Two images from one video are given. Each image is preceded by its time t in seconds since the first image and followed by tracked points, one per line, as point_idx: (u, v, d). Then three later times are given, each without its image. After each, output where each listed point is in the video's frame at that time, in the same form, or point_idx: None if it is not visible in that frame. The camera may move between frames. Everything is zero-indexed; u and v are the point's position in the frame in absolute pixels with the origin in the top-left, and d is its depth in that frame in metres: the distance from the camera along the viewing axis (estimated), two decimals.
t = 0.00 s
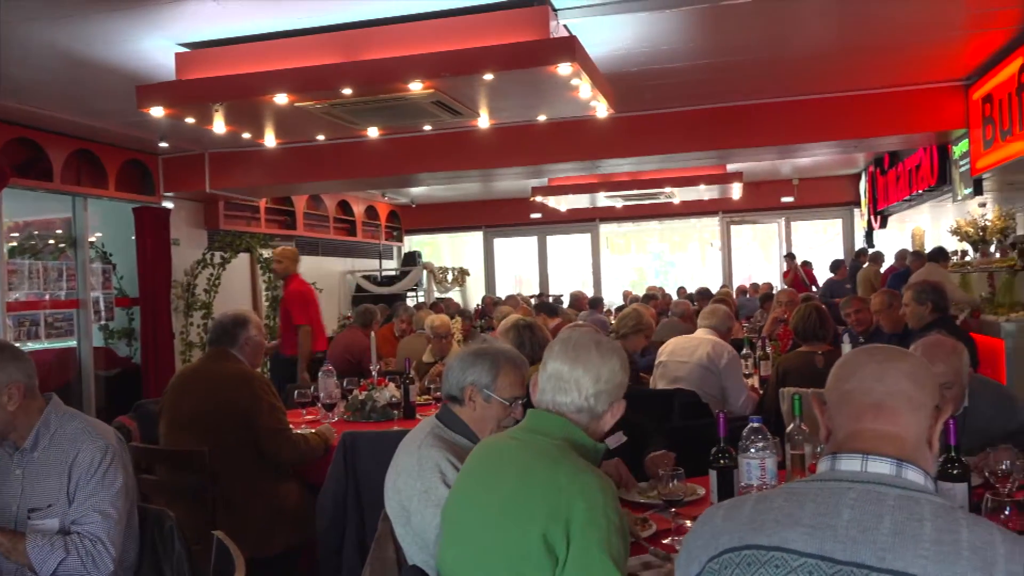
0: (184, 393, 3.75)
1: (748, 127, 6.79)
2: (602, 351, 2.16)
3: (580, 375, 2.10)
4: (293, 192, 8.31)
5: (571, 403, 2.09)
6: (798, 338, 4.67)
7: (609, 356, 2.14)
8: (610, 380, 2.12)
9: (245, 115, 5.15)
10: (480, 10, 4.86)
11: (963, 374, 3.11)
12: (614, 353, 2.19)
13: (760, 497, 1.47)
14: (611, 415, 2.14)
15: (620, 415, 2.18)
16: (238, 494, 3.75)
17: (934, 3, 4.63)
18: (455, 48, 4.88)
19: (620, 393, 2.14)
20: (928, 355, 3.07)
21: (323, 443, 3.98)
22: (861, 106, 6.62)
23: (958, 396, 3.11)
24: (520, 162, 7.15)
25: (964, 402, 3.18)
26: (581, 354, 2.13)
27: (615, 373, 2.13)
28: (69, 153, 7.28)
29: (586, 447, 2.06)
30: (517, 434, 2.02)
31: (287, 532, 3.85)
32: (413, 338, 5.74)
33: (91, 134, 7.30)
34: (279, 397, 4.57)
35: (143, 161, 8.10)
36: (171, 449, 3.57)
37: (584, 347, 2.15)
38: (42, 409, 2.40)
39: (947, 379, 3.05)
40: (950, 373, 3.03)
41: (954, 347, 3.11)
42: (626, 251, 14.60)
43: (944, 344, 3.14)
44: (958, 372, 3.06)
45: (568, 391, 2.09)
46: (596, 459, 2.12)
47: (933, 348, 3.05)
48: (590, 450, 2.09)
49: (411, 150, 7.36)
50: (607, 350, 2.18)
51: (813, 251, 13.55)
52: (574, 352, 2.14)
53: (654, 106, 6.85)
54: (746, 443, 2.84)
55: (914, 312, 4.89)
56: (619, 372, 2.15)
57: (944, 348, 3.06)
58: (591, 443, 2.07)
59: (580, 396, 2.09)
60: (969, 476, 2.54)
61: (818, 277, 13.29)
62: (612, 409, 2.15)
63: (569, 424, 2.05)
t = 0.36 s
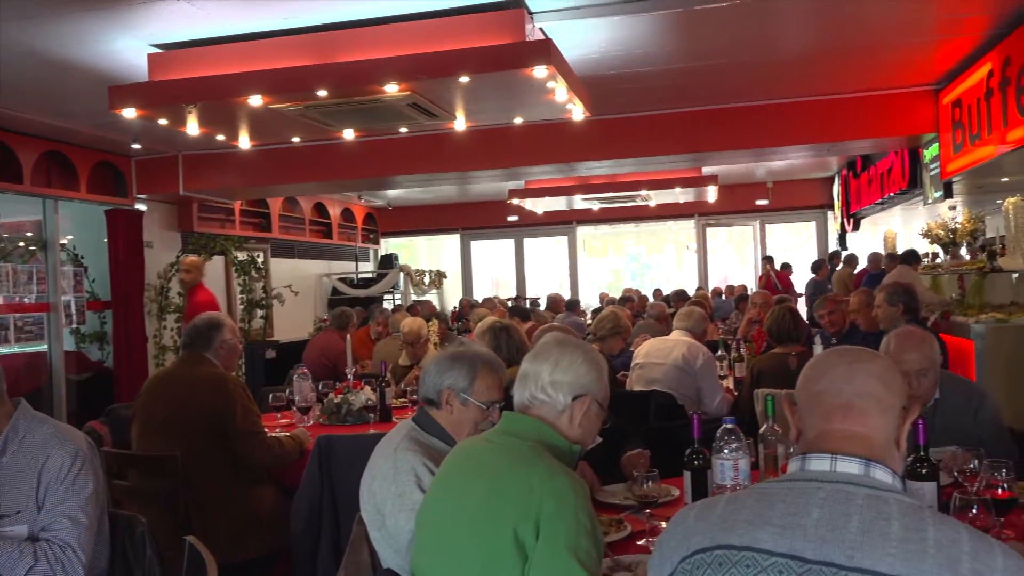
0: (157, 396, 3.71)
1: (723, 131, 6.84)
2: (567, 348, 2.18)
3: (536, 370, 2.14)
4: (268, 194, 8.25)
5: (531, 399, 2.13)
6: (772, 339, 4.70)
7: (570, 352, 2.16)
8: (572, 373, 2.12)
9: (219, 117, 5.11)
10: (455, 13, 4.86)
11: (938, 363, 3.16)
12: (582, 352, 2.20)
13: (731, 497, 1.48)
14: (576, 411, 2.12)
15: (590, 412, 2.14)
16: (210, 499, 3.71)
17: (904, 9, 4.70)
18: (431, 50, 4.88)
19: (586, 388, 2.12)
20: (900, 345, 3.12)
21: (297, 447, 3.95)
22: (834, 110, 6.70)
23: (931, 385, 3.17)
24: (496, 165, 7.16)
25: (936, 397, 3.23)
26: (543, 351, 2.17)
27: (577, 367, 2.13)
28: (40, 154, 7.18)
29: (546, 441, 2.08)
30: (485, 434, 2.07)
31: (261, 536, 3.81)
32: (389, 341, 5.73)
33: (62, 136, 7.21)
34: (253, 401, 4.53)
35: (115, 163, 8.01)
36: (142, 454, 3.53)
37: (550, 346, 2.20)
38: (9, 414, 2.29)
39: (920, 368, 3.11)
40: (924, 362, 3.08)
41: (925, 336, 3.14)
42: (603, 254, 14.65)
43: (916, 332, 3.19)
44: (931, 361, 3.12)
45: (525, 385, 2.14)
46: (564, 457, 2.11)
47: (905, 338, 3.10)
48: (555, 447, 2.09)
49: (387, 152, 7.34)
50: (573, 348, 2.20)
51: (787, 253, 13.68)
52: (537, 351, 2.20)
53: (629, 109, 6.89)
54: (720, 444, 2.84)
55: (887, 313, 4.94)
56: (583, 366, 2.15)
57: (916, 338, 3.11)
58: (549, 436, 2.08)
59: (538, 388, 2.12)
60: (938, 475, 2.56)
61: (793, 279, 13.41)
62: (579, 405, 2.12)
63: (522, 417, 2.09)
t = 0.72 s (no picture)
0: (128, 400, 3.67)
1: (698, 134, 6.89)
2: (542, 351, 2.20)
3: (513, 372, 2.14)
4: (243, 195, 8.19)
5: (507, 401, 2.12)
6: (746, 341, 4.74)
7: (546, 355, 2.16)
8: (548, 374, 2.13)
9: (192, 118, 5.06)
10: (430, 15, 4.86)
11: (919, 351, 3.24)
12: (558, 355, 2.20)
13: (699, 498, 1.48)
14: (552, 413, 2.12)
15: (566, 414, 2.15)
16: (181, 502, 3.67)
17: (875, 15, 4.76)
18: (405, 51, 4.88)
19: (562, 390, 2.13)
20: (879, 338, 3.19)
21: (270, 450, 3.91)
22: (807, 114, 6.77)
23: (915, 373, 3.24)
24: (472, 168, 7.16)
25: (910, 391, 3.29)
26: (518, 354, 2.18)
27: (553, 370, 2.14)
28: (8, 154, 7.08)
29: (521, 443, 2.07)
30: (459, 437, 2.06)
31: (232, 540, 3.77)
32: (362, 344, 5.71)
33: (32, 136, 7.11)
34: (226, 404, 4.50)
35: (86, 164, 7.92)
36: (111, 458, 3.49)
37: (525, 349, 2.21)
38: None
39: (905, 356, 3.19)
40: (907, 350, 3.16)
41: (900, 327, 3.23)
42: (579, 256, 14.70)
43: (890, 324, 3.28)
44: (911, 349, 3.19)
45: (501, 388, 2.14)
46: (538, 459, 2.10)
47: (883, 331, 3.18)
48: (530, 449, 2.09)
49: (362, 154, 7.33)
50: (549, 351, 2.20)
51: (761, 256, 13.81)
52: (512, 354, 2.20)
53: (605, 112, 6.92)
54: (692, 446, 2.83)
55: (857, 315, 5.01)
56: (558, 368, 2.15)
57: (892, 330, 3.19)
58: (524, 438, 2.07)
59: (514, 390, 2.12)
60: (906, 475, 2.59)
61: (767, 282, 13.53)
62: (554, 406, 2.13)
63: (497, 419, 2.08)
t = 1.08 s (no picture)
0: (100, 403, 3.63)
1: (674, 136, 6.93)
2: (520, 353, 2.19)
3: (492, 375, 2.14)
4: (217, 196, 8.12)
5: (487, 403, 2.12)
6: (720, 341, 4.78)
7: (525, 357, 2.16)
8: (526, 376, 2.13)
9: (164, 118, 5.01)
10: (405, 15, 4.85)
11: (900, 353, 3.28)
12: (537, 357, 2.20)
13: (669, 496, 1.48)
14: (532, 415, 2.12)
15: (545, 415, 2.15)
16: (154, 506, 3.63)
17: (845, 18, 4.82)
18: (380, 52, 4.86)
19: (541, 392, 2.13)
20: (863, 338, 3.25)
21: (244, 452, 3.88)
22: (781, 116, 6.83)
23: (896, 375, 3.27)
24: (447, 168, 7.15)
25: (889, 392, 3.31)
26: (497, 355, 2.18)
27: (533, 372, 2.14)
28: None
29: (501, 443, 2.07)
30: (439, 437, 2.05)
31: (206, 544, 3.74)
32: (337, 346, 5.69)
33: None
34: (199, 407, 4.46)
35: (56, 164, 7.81)
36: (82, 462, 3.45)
37: (503, 352, 2.20)
38: None
39: (888, 356, 3.22)
40: (891, 349, 3.20)
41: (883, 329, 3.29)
42: (556, 257, 14.73)
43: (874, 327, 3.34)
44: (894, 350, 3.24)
45: (481, 390, 2.13)
46: (517, 458, 2.10)
47: (868, 331, 3.23)
48: (509, 448, 2.09)
49: (337, 155, 7.29)
50: (528, 353, 2.20)
51: (736, 257, 13.92)
52: (492, 356, 2.19)
53: (580, 113, 6.94)
54: (666, 444, 2.85)
55: (829, 315, 5.07)
56: (536, 370, 2.15)
57: (876, 330, 3.25)
58: (504, 438, 2.07)
59: (493, 392, 2.12)
60: (876, 472, 2.61)
61: (742, 283, 13.64)
62: (534, 409, 2.13)
63: (477, 419, 2.08)
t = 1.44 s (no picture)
0: (72, 404, 3.59)
1: (652, 136, 6.96)
2: (497, 353, 2.19)
3: (470, 375, 2.13)
4: (193, 195, 8.05)
5: (465, 403, 2.11)
6: (697, 341, 4.80)
7: (503, 358, 2.16)
8: (504, 376, 2.13)
9: (139, 116, 4.96)
10: (383, 14, 4.85)
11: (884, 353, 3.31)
12: (514, 357, 2.20)
13: (643, 495, 1.48)
14: (509, 415, 2.12)
15: (522, 415, 2.16)
16: (128, 509, 3.59)
17: (821, 21, 4.86)
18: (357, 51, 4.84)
19: (518, 392, 2.13)
20: (850, 338, 3.26)
21: (219, 454, 3.84)
22: (758, 117, 6.88)
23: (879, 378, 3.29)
24: (425, 168, 7.13)
25: (873, 393, 3.33)
26: (475, 356, 2.17)
27: (510, 373, 2.13)
28: None
29: (480, 442, 2.06)
30: (417, 437, 2.04)
31: (181, 546, 3.70)
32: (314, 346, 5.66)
33: None
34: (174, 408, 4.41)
35: (29, 162, 7.70)
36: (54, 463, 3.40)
37: (481, 352, 2.20)
38: None
39: (875, 357, 3.24)
40: (878, 350, 3.22)
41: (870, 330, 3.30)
42: (535, 257, 14.75)
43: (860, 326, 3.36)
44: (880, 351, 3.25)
45: (458, 391, 2.13)
46: (495, 458, 2.09)
47: (857, 331, 3.23)
48: (487, 448, 2.07)
49: (315, 154, 7.26)
50: (505, 354, 2.20)
51: (714, 258, 14.02)
52: (469, 357, 2.18)
53: (559, 113, 6.95)
54: (642, 443, 2.86)
55: (805, 315, 5.11)
56: (514, 370, 2.16)
57: (861, 329, 3.26)
58: (483, 437, 2.06)
59: (472, 393, 2.11)
60: (849, 470, 2.63)
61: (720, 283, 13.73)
62: (512, 409, 2.13)
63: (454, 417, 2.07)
